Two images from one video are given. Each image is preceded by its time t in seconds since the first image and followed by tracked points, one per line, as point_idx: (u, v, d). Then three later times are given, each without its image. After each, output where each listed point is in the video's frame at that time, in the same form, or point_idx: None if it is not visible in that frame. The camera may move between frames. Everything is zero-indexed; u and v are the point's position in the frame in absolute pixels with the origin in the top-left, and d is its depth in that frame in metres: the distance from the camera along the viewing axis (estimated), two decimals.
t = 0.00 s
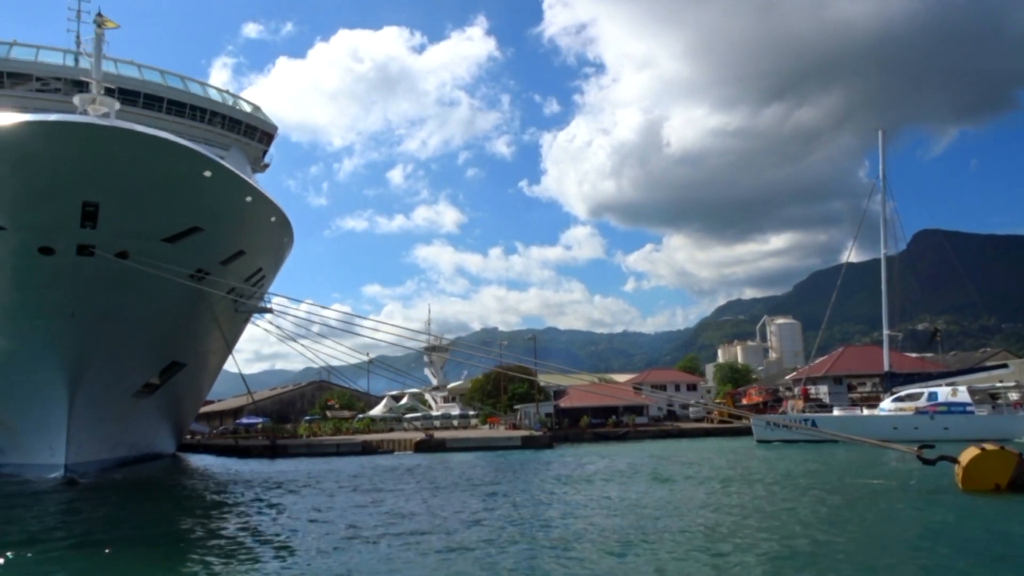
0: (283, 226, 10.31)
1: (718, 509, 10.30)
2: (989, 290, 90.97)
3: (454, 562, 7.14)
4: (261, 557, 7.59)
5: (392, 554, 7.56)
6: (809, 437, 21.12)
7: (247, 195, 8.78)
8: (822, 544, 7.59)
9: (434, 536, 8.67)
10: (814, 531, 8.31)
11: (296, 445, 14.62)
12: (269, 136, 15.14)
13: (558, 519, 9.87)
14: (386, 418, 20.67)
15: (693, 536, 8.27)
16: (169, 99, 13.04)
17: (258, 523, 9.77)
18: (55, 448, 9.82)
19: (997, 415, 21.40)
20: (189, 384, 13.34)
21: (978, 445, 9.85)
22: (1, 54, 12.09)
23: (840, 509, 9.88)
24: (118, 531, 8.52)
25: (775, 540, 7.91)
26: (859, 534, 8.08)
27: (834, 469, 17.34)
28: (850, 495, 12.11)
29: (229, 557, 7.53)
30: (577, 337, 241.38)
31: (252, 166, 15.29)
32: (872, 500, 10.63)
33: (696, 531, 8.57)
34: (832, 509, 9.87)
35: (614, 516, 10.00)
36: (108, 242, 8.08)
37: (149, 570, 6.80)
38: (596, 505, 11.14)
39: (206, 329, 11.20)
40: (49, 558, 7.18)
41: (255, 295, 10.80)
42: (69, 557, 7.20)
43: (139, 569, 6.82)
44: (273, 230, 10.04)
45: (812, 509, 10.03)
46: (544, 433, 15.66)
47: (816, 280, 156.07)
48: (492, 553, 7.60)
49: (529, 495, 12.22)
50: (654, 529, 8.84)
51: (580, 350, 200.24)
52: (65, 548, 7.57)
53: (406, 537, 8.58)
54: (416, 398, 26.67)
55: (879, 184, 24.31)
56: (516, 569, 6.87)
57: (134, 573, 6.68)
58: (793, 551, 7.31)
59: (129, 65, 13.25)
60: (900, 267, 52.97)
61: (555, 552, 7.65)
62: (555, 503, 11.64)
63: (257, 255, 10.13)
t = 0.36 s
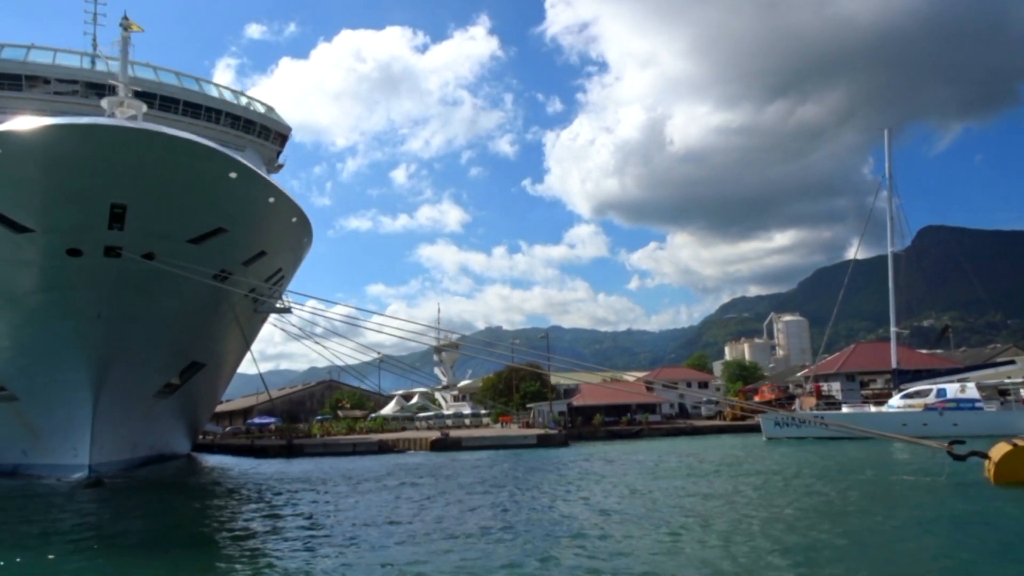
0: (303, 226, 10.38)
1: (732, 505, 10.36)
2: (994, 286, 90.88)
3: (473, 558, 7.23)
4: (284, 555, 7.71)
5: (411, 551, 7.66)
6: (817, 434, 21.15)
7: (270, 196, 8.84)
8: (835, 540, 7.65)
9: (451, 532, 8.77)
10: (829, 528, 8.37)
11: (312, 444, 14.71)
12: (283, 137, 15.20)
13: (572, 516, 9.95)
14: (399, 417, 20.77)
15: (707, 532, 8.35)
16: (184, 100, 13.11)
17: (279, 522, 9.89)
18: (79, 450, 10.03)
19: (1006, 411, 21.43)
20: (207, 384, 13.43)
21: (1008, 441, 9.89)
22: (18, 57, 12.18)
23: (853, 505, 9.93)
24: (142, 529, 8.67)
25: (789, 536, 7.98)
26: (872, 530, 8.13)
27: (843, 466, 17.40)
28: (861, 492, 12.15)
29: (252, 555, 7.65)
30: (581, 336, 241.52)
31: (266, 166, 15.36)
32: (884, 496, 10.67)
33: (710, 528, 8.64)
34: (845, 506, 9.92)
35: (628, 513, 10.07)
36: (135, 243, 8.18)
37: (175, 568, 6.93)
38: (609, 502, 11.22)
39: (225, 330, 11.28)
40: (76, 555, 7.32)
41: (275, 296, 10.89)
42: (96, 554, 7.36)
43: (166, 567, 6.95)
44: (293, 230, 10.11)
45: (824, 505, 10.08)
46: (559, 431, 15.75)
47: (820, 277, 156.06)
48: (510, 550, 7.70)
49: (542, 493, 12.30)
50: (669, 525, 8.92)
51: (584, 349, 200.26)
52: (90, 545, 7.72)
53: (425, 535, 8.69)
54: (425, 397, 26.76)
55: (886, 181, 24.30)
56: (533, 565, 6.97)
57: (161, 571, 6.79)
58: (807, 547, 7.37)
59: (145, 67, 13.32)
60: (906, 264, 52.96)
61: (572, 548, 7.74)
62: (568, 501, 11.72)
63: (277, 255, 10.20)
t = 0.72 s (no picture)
0: (323, 227, 10.43)
1: (744, 504, 10.40)
2: (999, 283, 90.75)
3: (491, 561, 7.30)
4: (307, 555, 7.79)
5: (433, 554, 7.74)
6: (826, 432, 21.15)
7: (292, 198, 8.90)
8: (849, 543, 7.68)
9: (468, 535, 8.85)
10: (842, 530, 8.40)
11: (327, 444, 14.77)
12: (297, 138, 15.27)
13: (587, 518, 9.99)
14: (410, 416, 20.87)
15: (722, 531, 8.39)
16: (200, 102, 13.17)
17: (300, 522, 9.97)
18: (101, 450, 10.11)
19: (1015, 408, 21.43)
20: (224, 384, 13.49)
21: None
22: (35, 60, 12.27)
23: (867, 512, 9.97)
24: (165, 531, 8.76)
25: (804, 536, 8.01)
26: (886, 533, 8.16)
27: (853, 464, 17.42)
28: (874, 494, 12.18)
29: (275, 556, 7.74)
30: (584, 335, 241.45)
31: (279, 168, 15.43)
32: (897, 504, 10.69)
33: (725, 526, 8.68)
34: (860, 511, 9.96)
35: (643, 511, 10.11)
36: (160, 245, 8.23)
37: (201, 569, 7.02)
38: (624, 503, 11.27)
39: (245, 330, 11.35)
40: (101, 556, 7.43)
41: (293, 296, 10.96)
42: (121, 555, 7.47)
43: (192, 569, 7.02)
44: (313, 231, 10.17)
45: (837, 505, 10.12)
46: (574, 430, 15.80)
47: (824, 275, 155.96)
48: (527, 553, 7.77)
49: (556, 493, 12.35)
50: (684, 524, 8.97)
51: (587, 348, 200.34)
52: (114, 546, 7.81)
53: (444, 537, 8.76)
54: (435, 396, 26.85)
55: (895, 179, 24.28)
56: (550, 567, 7.04)
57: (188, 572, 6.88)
58: (822, 549, 7.41)
59: (161, 69, 13.41)
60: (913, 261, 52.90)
61: (588, 550, 7.80)
62: (582, 501, 11.78)
63: (297, 256, 10.26)
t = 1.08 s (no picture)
0: (341, 228, 10.51)
1: (757, 515, 10.51)
2: (1002, 279, 90.79)
3: (515, 561, 7.37)
4: (333, 553, 7.86)
5: (457, 554, 7.84)
6: (834, 429, 21.20)
7: (314, 199, 8.97)
8: (865, 558, 7.78)
9: (488, 534, 8.93)
10: (856, 543, 8.51)
11: (342, 444, 14.84)
12: (310, 140, 15.32)
13: (605, 519, 10.10)
14: (420, 416, 20.94)
15: (739, 544, 8.48)
16: (214, 104, 13.20)
17: (321, 521, 10.05)
18: (123, 450, 10.18)
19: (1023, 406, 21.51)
20: (240, 385, 13.55)
21: None
22: (51, 63, 12.32)
23: (882, 518, 10.09)
24: (188, 528, 8.83)
25: (820, 551, 8.11)
26: (900, 548, 8.26)
27: (861, 461, 17.54)
28: (888, 496, 12.29)
29: (301, 554, 7.80)
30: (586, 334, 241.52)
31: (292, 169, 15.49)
32: (911, 507, 10.80)
33: (741, 539, 8.78)
34: (875, 518, 10.07)
35: (658, 518, 10.21)
36: (185, 246, 8.29)
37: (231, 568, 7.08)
38: (640, 505, 11.38)
39: (263, 330, 11.42)
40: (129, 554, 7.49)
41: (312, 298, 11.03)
42: (148, 553, 7.52)
43: (221, 568, 7.09)
44: (332, 231, 10.24)
45: (849, 517, 10.23)
46: (587, 429, 15.87)
47: (827, 273, 155.95)
48: (549, 554, 7.84)
49: (570, 492, 12.45)
50: (700, 532, 9.07)
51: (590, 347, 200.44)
52: (141, 544, 7.91)
53: (465, 536, 8.85)
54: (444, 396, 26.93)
55: (902, 179, 24.35)
56: (572, 568, 7.13)
57: (217, 571, 6.96)
58: (838, 563, 7.51)
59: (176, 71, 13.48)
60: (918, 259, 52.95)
61: (610, 553, 7.89)
62: (596, 501, 11.87)
63: (316, 256, 10.34)
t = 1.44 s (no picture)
0: (360, 229, 10.54)
1: (769, 516, 10.55)
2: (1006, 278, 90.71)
3: (534, 562, 7.46)
4: (354, 552, 7.91)
5: (476, 555, 7.92)
6: (842, 429, 21.22)
7: (335, 200, 9.01)
8: (879, 558, 7.86)
9: (505, 535, 9.02)
10: (870, 544, 8.54)
11: (356, 444, 14.89)
12: (323, 141, 15.39)
13: (619, 520, 10.18)
14: (431, 415, 21.02)
15: (753, 545, 8.52)
16: (228, 105, 13.25)
17: (339, 521, 10.09)
18: (143, 450, 10.24)
19: None
20: (256, 385, 13.60)
21: None
22: (68, 65, 12.39)
23: (894, 517, 10.17)
24: (208, 528, 8.87)
25: (835, 552, 8.15)
26: (915, 549, 8.28)
27: (870, 460, 17.58)
28: (897, 496, 12.37)
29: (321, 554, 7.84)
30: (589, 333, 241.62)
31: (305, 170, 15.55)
32: (921, 507, 10.88)
33: (756, 541, 8.81)
34: (886, 517, 10.16)
35: (672, 520, 10.26)
36: (209, 247, 8.34)
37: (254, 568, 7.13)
38: (652, 506, 11.47)
39: (280, 330, 11.45)
40: (152, 553, 7.54)
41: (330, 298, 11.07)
42: (171, 552, 7.58)
43: (245, 567, 7.13)
44: (351, 232, 10.28)
45: (861, 517, 10.26)
46: (601, 428, 15.92)
47: (830, 272, 156.01)
48: (566, 554, 7.90)
49: (582, 493, 12.49)
50: (714, 535, 9.11)
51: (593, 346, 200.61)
52: (164, 543, 7.97)
53: (482, 535, 8.91)
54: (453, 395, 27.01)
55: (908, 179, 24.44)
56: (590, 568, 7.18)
57: (238, 570, 7.02)
58: (853, 564, 7.55)
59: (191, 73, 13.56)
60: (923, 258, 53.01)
61: (627, 554, 7.93)
62: (609, 501, 11.92)
63: (335, 257, 10.39)
